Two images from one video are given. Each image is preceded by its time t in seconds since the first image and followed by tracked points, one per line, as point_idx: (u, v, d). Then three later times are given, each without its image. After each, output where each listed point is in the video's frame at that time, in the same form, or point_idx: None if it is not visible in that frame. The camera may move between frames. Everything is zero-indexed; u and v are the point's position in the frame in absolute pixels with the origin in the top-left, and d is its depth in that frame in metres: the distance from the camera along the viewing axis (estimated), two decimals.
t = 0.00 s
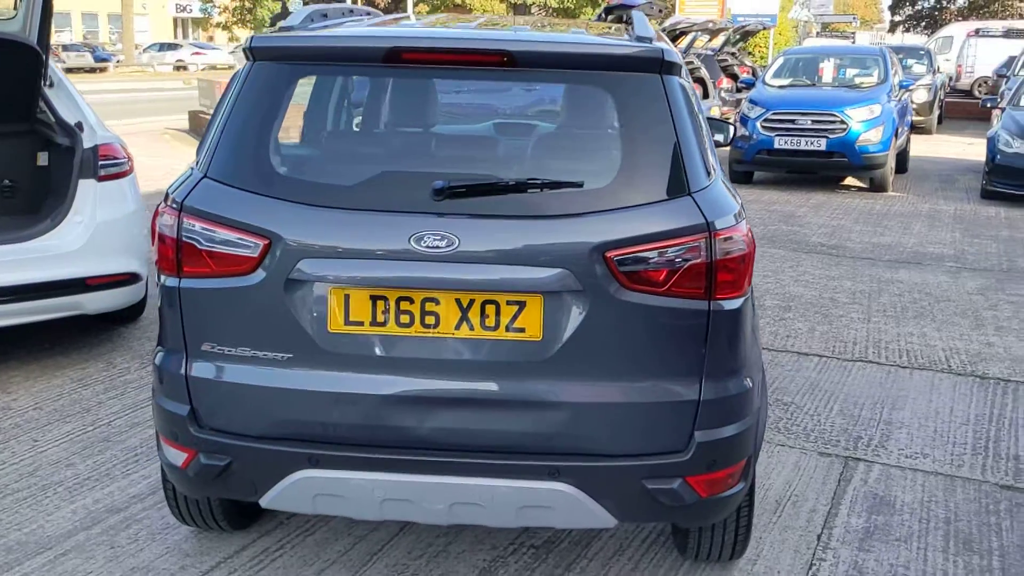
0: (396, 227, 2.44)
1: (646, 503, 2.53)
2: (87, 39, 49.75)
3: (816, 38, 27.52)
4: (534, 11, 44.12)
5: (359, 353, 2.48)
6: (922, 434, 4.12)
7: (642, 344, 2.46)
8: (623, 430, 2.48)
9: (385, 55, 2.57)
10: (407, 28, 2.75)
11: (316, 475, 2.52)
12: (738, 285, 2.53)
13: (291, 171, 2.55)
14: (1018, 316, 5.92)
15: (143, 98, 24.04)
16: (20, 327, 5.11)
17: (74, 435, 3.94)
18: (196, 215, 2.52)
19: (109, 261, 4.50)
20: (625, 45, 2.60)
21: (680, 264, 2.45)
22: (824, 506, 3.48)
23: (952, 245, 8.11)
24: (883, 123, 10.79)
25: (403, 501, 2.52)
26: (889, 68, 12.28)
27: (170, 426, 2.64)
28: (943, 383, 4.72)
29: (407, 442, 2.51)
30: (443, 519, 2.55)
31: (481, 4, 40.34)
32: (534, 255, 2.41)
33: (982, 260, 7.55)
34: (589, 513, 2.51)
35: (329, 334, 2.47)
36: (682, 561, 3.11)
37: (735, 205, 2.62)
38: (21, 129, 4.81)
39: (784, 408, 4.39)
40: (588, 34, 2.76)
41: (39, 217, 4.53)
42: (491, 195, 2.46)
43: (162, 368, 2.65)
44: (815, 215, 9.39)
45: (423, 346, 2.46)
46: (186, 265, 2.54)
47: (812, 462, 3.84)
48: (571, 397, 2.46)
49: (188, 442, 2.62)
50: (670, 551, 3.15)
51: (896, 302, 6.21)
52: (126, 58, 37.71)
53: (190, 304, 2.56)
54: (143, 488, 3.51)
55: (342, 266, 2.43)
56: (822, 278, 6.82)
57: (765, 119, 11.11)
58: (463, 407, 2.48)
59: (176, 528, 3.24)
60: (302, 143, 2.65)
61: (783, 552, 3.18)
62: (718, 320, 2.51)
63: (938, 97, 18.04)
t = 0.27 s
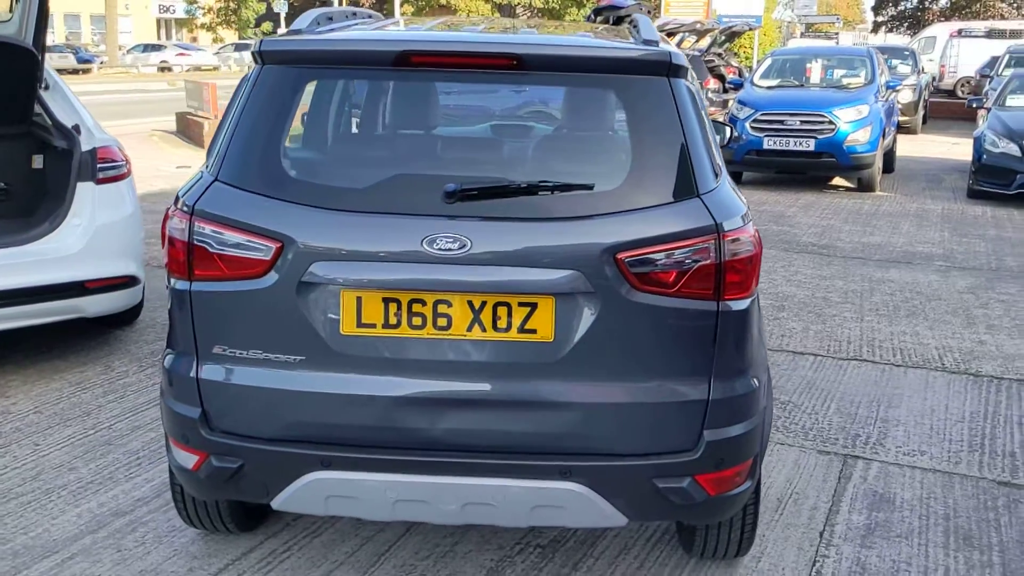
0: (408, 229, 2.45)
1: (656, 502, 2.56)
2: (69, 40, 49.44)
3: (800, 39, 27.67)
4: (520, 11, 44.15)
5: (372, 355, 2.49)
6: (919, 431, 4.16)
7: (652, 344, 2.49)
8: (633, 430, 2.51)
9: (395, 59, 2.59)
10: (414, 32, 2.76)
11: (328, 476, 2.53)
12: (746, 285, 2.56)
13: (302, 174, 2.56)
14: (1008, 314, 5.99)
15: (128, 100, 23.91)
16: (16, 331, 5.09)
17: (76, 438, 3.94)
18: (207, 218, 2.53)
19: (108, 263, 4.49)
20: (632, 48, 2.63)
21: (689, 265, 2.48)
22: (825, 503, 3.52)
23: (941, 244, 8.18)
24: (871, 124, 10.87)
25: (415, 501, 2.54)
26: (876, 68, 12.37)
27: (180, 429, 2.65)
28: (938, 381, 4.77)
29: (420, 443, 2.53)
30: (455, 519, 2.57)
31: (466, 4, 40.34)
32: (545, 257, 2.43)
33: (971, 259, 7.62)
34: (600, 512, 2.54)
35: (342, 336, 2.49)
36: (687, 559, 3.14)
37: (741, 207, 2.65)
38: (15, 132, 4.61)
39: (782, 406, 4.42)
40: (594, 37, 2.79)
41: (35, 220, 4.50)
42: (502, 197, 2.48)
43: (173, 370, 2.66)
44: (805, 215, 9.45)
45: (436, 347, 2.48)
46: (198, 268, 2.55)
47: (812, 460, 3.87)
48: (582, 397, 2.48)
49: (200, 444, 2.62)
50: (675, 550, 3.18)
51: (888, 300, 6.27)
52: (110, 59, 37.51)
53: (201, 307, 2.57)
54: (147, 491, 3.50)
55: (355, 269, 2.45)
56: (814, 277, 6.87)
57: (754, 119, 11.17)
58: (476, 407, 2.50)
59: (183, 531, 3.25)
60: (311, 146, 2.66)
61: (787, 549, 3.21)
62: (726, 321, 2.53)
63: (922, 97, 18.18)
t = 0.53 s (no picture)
0: (420, 231, 2.47)
1: (666, 501, 2.58)
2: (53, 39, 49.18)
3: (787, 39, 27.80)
4: (507, 10, 44.16)
5: (384, 357, 2.50)
6: (917, 429, 4.20)
7: (663, 344, 2.51)
8: (644, 430, 2.53)
9: (406, 62, 2.59)
10: (423, 34, 2.77)
11: (340, 478, 2.54)
12: (754, 286, 2.58)
13: (313, 175, 2.57)
14: (1000, 312, 6.04)
15: (114, 100, 23.81)
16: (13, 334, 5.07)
17: (77, 441, 3.93)
18: (219, 220, 2.53)
19: (107, 265, 4.48)
20: (641, 51, 2.64)
21: (699, 266, 2.50)
22: (827, 501, 3.55)
23: (931, 243, 8.25)
24: (860, 123, 10.95)
25: (427, 502, 2.55)
26: (865, 68, 12.44)
27: (191, 431, 2.65)
28: (934, 379, 4.82)
29: (432, 443, 2.54)
30: (466, 519, 2.58)
31: (454, 4, 40.32)
32: (558, 258, 2.45)
33: (962, 257, 7.69)
34: (611, 512, 2.56)
35: (354, 338, 2.50)
36: (693, 557, 3.16)
37: (749, 208, 2.67)
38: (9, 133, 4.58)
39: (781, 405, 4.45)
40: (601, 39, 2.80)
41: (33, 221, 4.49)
42: (514, 199, 2.49)
43: (183, 372, 2.66)
44: (796, 214, 9.50)
45: (448, 348, 2.49)
46: (209, 270, 2.56)
47: (812, 458, 3.90)
48: (594, 398, 2.50)
49: (211, 446, 2.63)
50: (681, 548, 3.20)
51: (882, 299, 6.32)
52: (95, 58, 37.33)
53: (213, 309, 2.58)
54: (152, 493, 3.50)
55: (368, 271, 2.46)
56: (807, 276, 6.91)
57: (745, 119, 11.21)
58: (488, 408, 2.51)
59: (189, 533, 3.25)
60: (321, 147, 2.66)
61: (791, 546, 3.23)
62: (735, 321, 2.55)
63: (909, 96, 18.30)
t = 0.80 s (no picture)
0: (433, 233, 2.47)
1: (678, 502, 2.59)
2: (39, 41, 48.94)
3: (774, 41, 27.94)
4: (495, 12, 44.19)
5: (397, 359, 2.51)
6: (917, 428, 4.23)
7: (675, 345, 2.52)
8: (656, 430, 2.54)
9: (417, 64, 2.61)
10: (433, 37, 2.78)
11: (352, 480, 2.54)
12: (765, 286, 2.59)
13: (325, 177, 2.57)
14: (994, 312, 6.09)
15: (102, 102, 23.73)
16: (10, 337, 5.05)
17: (79, 444, 3.91)
18: (231, 223, 2.54)
19: (107, 268, 4.47)
20: (651, 53, 2.66)
21: (711, 267, 2.51)
22: (831, 500, 3.57)
23: (924, 243, 8.30)
24: (851, 124, 11.01)
25: (440, 504, 2.55)
26: (855, 69, 12.51)
27: (202, 434, 2.65)
28: (932, 379, 4.85)
29: (444, 445, 2.55)
30: (479, 521, 2.58)
31: (441, 5, 40.30)
32: (570, 260, 2.46)
33: (955, 258, 7.74)
34: (623, 512, 2.56)
35: (367, 339, 2.50)
36: (700, 557, 3.17)
37: (759, 209, 2.68)
38: (9, 136, 4.57)
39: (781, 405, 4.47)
40: (610, 42, 2.82)
41: (32, 224, 4.47)
42: (526, 201, 2.50)
43: (192, 375, 2.66)
44: (789, 216, 9.54)
45: (461, 350, 2.50)
46: (220, 273, 2.56)
47: (814, 458, 3.93)
48: (606, 399, 2.51)
49: (221, 449, 2.63)
50: (687, 548, 3.22)
51: (877, 300, 6.35)
52: (81, 60, 37.17)
53: (223, 311, 2.57)
54: (156, 497, 3.50)
55: (380, 273, 2.46)
56: (802, 277, 6.95)
57: (736, 120, 11.24)
58: (501, 409, 2.52)
59: (196, 536, 3.24)
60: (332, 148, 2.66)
61: (797, 546, 3.25)
62: (746, 322, 2.57)
63: (897, 98, 18.41)
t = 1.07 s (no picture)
0: (443, 234, 2.47)
1: (688, 501, 2.59)
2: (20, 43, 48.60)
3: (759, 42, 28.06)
4: (479, 14, 44.20)
5: (406, 360, 2.50)
6: (914, 426, 4.26)
7: (684, 345, 2.53)
8: (666, 430, 2.54)
9: (424, 65, 2.60)
10: (438, 38, 2.78)
11: (362, 482, 2.53)
12: (772, 286, 2.60)
13: (333, 179, 2.56)
14: (986, 310, 6.13)
15: (86, 105, 23.58)
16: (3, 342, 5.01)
17: (77, 449, 3.89)
18: (239, 225, 2.53)
19: (103, 271, 4.45)
20: (657, 54, 2.67)
21: (719, 266, 2.52)
22: (832, 499, 3.59)
23: (913, 243, 8.35)
24: (839, 125, 11.07)
25: (449, 505, 2.55)
26: (842, 70, 12.58)
27: (209, 437, 2.64)
28: (927, 377, 4.88)
29: (454, 446, 2.54)
30: (488, 522, 2.58)
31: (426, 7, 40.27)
32: (579, 260, 2.46)
33: (944, 257, 7.79)
34: (633, 513, 2.57)
35: (376, 341, 2.49)
36: (705, 557, 3.18)
37: (765, 209, 2.69)
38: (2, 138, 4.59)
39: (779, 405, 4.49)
40: (615, 43, 2.82)
41: (26, 227, 4.44)
42: (535, 202, 2.50)
43: (199, 378, 2.65)
44: (779, 216, 9.58)
45: (470, 351, 2.50)
46: (228, 276, 2.55)
47: (814, 456, 3.94)
48: (616, 398, 2.51)
49: (229, 452, 2.61)
50: (692, 548, 3.23)
51: (869, 299, 6.39)
52: (64, 63, 36.94)
53: (230, 314, 2.56)
54: (158, 501, 3.48)
55: (390, 274, 2.46)
56: (795, 277, 6.98)
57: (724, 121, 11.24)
58: (511, 410, 2.52)
59: (199, 540, 3.22)
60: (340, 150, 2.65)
61: (801, 544, 3.26)
62: (754, 322, 2.58)
63: (882, 98, 18.52)
